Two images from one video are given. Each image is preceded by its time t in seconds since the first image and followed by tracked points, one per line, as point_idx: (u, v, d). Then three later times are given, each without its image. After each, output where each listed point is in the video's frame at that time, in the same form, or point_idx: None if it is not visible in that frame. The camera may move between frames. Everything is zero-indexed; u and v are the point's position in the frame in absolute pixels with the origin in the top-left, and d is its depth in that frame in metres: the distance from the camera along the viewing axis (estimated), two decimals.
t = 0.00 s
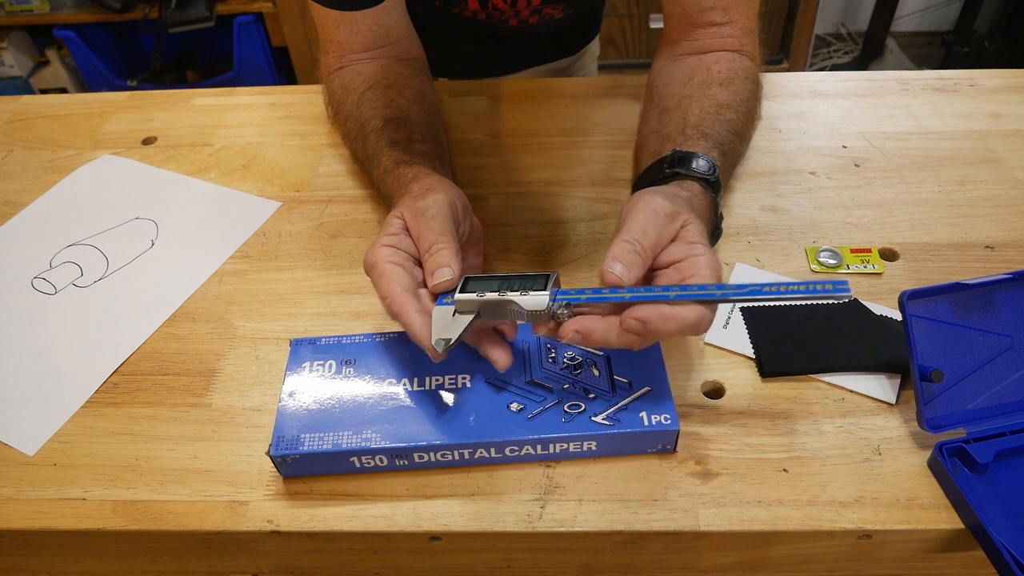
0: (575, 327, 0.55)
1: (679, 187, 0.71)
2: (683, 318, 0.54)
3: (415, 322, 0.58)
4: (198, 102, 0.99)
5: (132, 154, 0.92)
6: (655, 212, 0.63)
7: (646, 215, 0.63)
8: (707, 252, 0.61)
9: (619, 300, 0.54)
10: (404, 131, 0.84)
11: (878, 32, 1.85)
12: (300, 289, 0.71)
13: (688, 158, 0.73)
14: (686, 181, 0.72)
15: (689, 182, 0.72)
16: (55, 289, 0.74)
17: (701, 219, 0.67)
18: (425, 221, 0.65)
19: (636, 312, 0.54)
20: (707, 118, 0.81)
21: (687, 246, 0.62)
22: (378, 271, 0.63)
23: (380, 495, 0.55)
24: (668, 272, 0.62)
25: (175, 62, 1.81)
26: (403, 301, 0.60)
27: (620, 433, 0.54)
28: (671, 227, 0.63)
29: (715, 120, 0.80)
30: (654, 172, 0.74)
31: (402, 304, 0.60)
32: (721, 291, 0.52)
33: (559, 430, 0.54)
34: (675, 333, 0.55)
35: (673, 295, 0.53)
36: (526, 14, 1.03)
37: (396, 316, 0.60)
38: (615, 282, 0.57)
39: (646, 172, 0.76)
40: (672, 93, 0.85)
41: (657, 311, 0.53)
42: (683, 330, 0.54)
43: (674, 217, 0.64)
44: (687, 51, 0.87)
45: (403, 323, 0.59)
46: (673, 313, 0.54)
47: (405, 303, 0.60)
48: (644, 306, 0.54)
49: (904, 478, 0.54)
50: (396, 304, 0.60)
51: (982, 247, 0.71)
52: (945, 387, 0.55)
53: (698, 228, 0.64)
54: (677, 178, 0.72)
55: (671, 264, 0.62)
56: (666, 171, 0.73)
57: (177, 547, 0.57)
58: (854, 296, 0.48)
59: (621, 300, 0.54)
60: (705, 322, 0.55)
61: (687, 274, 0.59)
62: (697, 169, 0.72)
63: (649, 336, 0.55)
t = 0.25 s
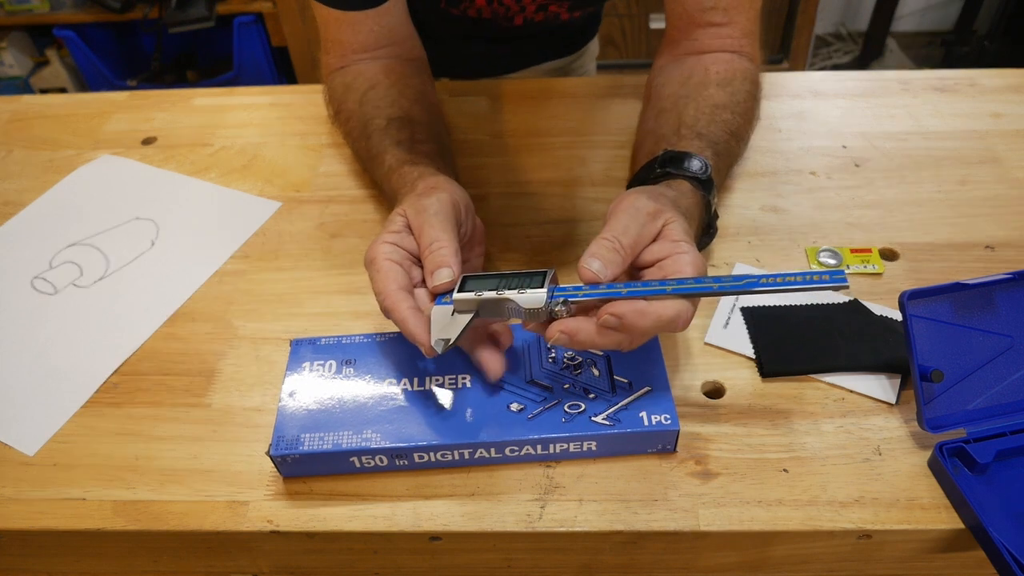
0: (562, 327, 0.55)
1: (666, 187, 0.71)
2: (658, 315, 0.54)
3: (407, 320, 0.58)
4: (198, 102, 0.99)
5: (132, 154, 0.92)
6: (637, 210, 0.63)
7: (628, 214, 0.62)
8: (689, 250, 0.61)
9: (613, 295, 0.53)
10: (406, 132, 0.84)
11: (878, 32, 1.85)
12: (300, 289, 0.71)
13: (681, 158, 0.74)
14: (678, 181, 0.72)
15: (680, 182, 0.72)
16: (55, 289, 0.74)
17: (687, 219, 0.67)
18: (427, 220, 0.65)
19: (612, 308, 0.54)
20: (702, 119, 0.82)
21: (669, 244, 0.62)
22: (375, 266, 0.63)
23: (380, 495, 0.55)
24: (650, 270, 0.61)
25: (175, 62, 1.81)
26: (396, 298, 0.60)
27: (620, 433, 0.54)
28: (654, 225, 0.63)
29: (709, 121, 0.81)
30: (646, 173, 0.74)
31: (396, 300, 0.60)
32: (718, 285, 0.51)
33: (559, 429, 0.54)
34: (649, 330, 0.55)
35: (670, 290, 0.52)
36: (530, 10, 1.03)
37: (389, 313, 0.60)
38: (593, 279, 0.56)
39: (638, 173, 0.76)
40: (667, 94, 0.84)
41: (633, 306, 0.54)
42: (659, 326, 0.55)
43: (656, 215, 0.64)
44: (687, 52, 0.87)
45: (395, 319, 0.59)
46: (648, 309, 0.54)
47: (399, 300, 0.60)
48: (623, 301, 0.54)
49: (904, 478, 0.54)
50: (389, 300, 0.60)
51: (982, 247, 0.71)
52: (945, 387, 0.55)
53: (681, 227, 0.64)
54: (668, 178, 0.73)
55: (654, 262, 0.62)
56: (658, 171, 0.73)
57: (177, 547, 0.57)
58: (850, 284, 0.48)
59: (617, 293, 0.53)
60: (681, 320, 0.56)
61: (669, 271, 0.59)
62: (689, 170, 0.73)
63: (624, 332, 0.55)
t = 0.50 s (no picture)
0: (578, 330, 0.54)
1: (676, 189, 0.70)
2: (666, 321, 0.53)
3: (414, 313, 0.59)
4: (198, 102, 0.99)
5: (132, 155, 0.92)
6: (650, 214, 0.63)
7: (641, 216, 0.62)
8: (698, 259, 0.61)
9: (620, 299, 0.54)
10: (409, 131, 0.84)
11: (877, 32, 1.85)
12: (300, 289, 0.71)
13: (686, 159, 0.73)
14: (683, 182, 0.72)
15: (687, 184, 0.72)
16: (55, 289, 0.74)
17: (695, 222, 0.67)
18: (440, 215, 0.65)
19: (618, 314, 0.53)
20: (707, 120, 0.81)
21: (678, 250, 0.62)
22: (386, 258, 0.63)
23: (380, 495, 0.55)
24: (657, 276, 0.61)
25: (175, 62, 1.81)
26: (404, 291, 0.60)
27: (620, 433, 0.54)
28: (665, 230, 0.63)
29: (715, 122, 0.81)
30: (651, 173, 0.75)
31: (403, 292, 0.60)
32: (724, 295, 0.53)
33: (559, 429, 0.54)
34: (657, 337, 0.54)
35: (677, 296, 0.53)
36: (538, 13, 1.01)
37: (396, 305, 0.60)
38: (600, 281, 0.56)
39: (643, 174, 0.76)
40: (671, 94, 0.84)
41: (640, 313, 0.53)
42: (666, 334, 0.54)
43: (668, 220, 0.63)
44: (691, 52, 0.87)
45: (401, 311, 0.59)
46: (655, 315, 0.53)
47: (406, 293, 0.60)
48: (631, 309, 0.54)
49: (904, 479, 0.54)
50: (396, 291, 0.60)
51: (982, 247, 0.71)
52: (945, 387, 0.55)
53: (691, 233, 0.64)
54: (674, 180, 0.73)
55: (661, 268, 0.62)
56: (664, 171, 0.73)
57: (177, 547, 0.57)
58: (858, 299, 0.50)
59: (622, 298, 0.54)
60: (688, 327, 0.55)
61: (677, 280, 0.59)
62: (693, 171, 0.73)
63: (631, 339, 0.54)
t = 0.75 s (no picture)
0: (577, 320, 0.53)
1: (673, 190, 0.70)
2: (667, 328, 0.54)
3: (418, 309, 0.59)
4: (198, 102, 0.99)
5: (132, 155, 0.92)
6: (646, 213, 0.63)
7: (637, 215, 0.62)
8: (693, 259, 0.61)
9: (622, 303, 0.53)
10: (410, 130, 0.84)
11: (877, 32, 1.85)
12: (300, 289, 0.71)
13: (683, 161, 0.74)
14: (680, 183, 0.72)
15: (683, 185, 0.72)
16: (55, 289, 0.74)
17: (690, 223, 0.67)
18: (448, 213, 0.65)
19: (619, 326, 0.54)
20: (706, 121, 0.81)
21: (674, 250, 0.62)
22: (391, 251, 0.63)
23: (379, 495, 0.55)
24: (652, 276, 0.62)
25: (175, 62, 1.81)
26: (410, 287, 0.60)
27: (617, 435, 0.54)
28: (660, 230, 0.63)
29: (713, 124, 0.81)
30: (647, 175, 0.75)
31: (407, 288, 0.60)
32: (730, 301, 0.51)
33: (556, 430, 0.54)
34: (659, 344, 0.55)
35: (680, 300, 0.52)
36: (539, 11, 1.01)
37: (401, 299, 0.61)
38: (599, 284, 0.56)
39: (640, 174, 0.76)
40: (671, 94, 0.85)
41: (643, 325, 0.54)
42: (667, 340, 0.55)
43: (664, 220, 0.64)
44: (691, 53, 0.87)
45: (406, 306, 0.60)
46: (656, 322, 0.54)
47: (411, 288, 0.60)
48: (635, 321, 0.54)
49: (904, 479, 0.54)
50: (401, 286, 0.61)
51: (982, 247, 0.71)
52: (945, 387, 0.55)
53: (686, 234, 0.64)
54: (671, 180, 0.73)
55: (657, 268, 0.62)
56: (660, 173, 0.73)
57: (177, 547, 0.57)
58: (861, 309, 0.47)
59: (624, 301, 0.54)
60: (687, 330, 0.55)
61: (672, 280, 0.59)
62: (690, 172, 0.73)
63: (633, 348, 0.55)
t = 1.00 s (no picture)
0: (569, 328, 0.55)
1: (672, 190, 0.70)
2: (658, 326, 0.54)
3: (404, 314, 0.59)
4: (198, 102, 0.99)
5: (132, 154, 0.92)
6: (645, 212, 0.63)
7: (636, 213, 0.62)
8: (690, 258, 0.61)
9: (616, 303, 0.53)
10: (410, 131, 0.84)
11: (878, 32, 1.85)
12: (300, 289, 0.71)
13: (682, 160, 0.74)
14: (678, 183, 0.72)
15: (682, 184, 0.72)
16: (55, 289, 0.74)
17: (688, 223, 0.67)
18: (437, 216, 0.65)
19: (610, 321, 0.54)
20: (704, 121, 0.81)
21: (672, 249, 0.62)
22: (374, 257, 0.63)
23: (379, 495, 0.55)
24: (649, 275, 0.62)
25: (175, 62, 1.81)
26: (385, 293, 0.60)
27: (614, 433, 0.54)
28: (659, 229, 0.63)
29: (712, 123, 0.81)
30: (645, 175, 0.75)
31: (390, 293, 0.60)
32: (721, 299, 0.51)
33: (553, 429, 0.54)
34: (649, 342, 0.54)
35: (673, 300, 0.52)
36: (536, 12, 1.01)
37: (375, 306, 0.60)
38: (595, 281, 0.56)
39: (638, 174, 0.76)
40: (670, 94, 0.85)
41: (633, 320, 0.53)
42: (658, 338, 0.54)
43: (663, 219, 0.64)
44: (690, 53, 0.87)
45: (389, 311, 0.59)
46: (647, 321, 0.54)
47: (387, 294, 0.60)
48: (624, 316, 0.54)
49: (904, 479, 0.54)
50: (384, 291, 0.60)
51: (982, 247, 0.71)
52: (945, 387, 0.55)
53: (684, 233, 0.64)
54: (670, 180, 0.73)
55: (654, 267, 0.62)
56: (659, 172, 0.73)
57: (177, 547, 0.57)
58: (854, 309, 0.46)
59: (617, 301, 0.53)
60: (680, 330, 0.55)
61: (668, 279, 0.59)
62: (689, 172, 0.73)
63: (624, 345, 0.55)
